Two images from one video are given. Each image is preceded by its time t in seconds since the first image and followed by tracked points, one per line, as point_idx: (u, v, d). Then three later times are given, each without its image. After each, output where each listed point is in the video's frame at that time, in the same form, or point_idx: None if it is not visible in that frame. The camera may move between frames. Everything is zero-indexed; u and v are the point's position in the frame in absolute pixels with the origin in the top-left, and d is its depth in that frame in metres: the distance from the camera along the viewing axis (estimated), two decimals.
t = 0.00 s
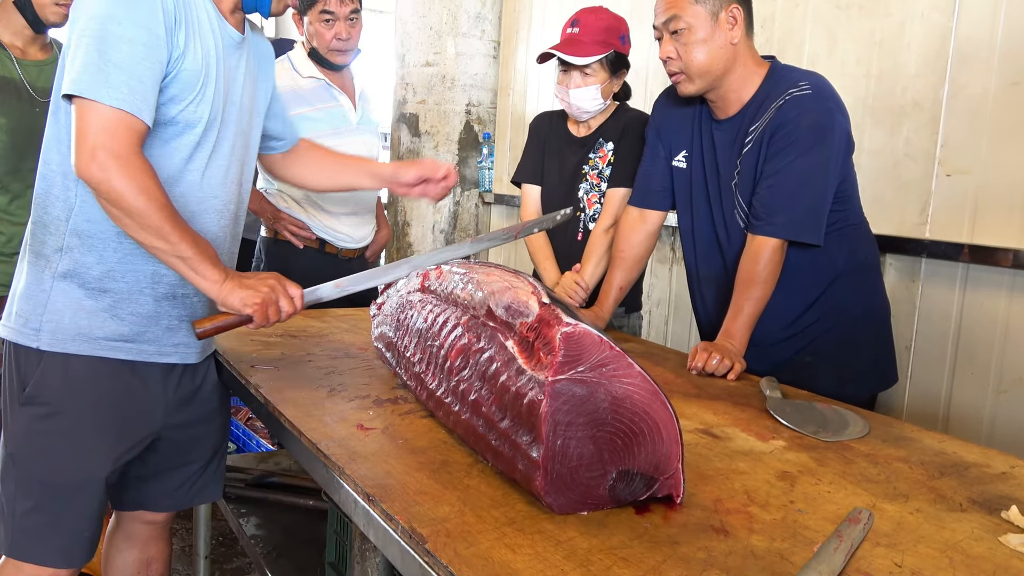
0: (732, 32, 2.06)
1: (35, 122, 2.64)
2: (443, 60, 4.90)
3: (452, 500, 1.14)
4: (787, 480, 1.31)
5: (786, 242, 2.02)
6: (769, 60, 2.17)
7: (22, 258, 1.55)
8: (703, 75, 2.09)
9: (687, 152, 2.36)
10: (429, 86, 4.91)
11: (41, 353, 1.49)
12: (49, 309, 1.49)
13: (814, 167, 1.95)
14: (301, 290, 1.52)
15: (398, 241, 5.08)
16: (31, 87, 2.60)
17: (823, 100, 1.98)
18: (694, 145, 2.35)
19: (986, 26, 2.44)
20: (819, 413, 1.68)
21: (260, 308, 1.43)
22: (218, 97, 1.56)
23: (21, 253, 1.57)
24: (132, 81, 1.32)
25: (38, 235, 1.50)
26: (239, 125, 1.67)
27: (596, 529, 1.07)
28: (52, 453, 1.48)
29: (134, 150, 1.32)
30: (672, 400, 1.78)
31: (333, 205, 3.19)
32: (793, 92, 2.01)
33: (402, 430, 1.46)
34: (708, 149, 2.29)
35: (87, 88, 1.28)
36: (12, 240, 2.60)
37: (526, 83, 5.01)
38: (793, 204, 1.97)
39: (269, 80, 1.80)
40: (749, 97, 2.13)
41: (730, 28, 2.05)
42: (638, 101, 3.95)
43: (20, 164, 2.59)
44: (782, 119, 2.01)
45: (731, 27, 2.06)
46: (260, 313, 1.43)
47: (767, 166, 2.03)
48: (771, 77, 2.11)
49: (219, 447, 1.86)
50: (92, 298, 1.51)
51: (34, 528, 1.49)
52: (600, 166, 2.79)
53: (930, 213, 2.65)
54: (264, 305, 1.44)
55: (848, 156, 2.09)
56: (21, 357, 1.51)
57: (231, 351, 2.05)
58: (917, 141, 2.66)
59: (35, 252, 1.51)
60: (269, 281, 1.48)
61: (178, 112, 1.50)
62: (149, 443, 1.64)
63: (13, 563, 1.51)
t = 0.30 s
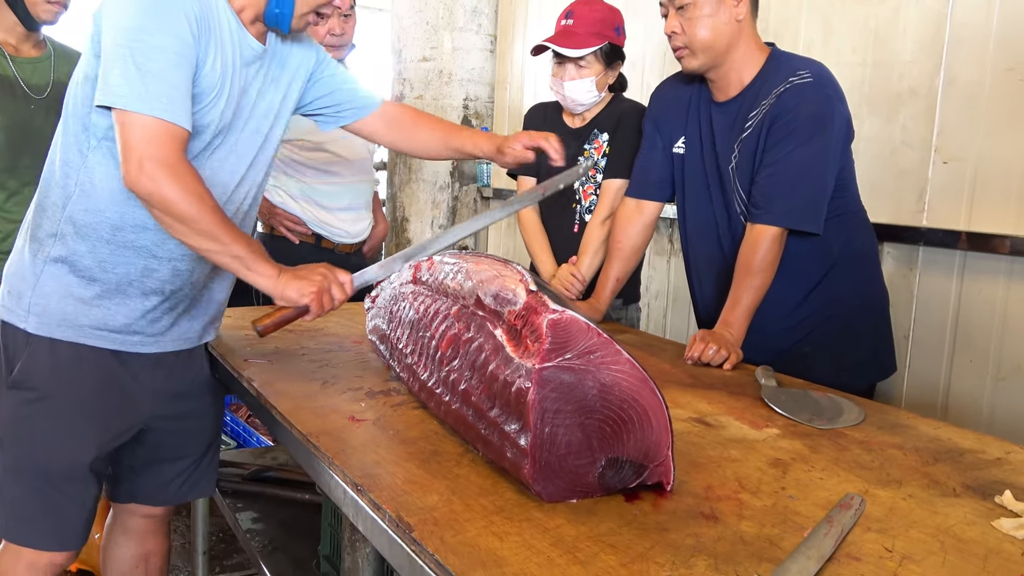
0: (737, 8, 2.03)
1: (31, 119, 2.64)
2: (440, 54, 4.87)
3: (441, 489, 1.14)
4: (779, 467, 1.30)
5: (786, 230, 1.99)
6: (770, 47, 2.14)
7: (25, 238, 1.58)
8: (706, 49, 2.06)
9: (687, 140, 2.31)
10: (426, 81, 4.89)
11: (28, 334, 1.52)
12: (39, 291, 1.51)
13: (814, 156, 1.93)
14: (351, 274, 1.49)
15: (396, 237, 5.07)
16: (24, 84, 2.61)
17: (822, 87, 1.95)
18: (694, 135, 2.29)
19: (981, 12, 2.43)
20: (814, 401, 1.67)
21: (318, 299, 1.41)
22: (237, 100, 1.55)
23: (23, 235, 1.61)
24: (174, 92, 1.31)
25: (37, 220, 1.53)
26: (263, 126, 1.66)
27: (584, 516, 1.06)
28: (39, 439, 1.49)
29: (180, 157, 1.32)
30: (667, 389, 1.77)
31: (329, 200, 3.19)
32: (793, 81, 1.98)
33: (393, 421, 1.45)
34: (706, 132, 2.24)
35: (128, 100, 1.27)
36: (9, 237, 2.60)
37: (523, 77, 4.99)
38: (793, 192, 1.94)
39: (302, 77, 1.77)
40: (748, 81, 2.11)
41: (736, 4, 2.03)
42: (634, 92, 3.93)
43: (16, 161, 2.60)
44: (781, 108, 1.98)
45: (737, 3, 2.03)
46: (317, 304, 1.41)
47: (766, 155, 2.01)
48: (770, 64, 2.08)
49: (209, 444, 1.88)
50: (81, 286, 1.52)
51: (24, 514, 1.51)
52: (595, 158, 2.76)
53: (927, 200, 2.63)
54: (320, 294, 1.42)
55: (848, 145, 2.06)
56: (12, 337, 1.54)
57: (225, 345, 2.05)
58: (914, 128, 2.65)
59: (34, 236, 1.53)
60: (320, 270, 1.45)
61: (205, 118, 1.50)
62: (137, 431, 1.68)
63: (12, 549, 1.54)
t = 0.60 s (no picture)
0: None
1: (27, 116, 2.67)
2: (438, 49, 4.86)
3: (432, 479, 1.13)
4: (773, 456, 1.30)
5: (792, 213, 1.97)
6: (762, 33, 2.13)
7: (29, 223, 1.59)
8: (700, 36, 2.05)
9: (681, 129, 2.30)
10: (424, 75, 4.88)
11: (24, 322, 1.54)
12: (36, 280, 1.53)
13: (815, 136, 1.91)
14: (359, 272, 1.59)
15: (396, 232, 5.06)
16: (20, 79, 2.63)
17: (817, 71, 1.94)
18: (688, 122, 2.28)
19: None
20: (810, 390, 1.66)
21: (327, 302, 1.48)
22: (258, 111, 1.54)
23: (26, 220, 1.62)
24: (195, 100, 1.30)
25: (43, 210, 1.54)
26: (282, 135, 1.65)
27: (576, 506, 1.06)
28: (36, 430, 1.49)
29: (195, 164, 1.31)
30: (662, 379, 1.75)
31: (326, 194, 3.18)
32: (787, 65, 1.98)
33: (386, 414, 1.44)
34: (701, 121, 2.24)
35: (149, 103, 1.26)
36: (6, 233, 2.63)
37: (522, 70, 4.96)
38: (793, 174, 1.92)
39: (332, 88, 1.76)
40: (744, 68, 2.09)
41: None
42: (632, 84, 3.91)
43: (14, 158, 2.65)
44: (776, 92, 1.97)
45: None
46: (327, 302, 1.47)
47: (766, 140, 1.99)
48: (762, 50, 2.07)
49: (209, 442, 1.88)
50: (78, 278, 1.53)
51: (17, 501, 1.50)
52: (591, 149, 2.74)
53: (925, 190, 2.61)
54: (330, 297, 1.49)
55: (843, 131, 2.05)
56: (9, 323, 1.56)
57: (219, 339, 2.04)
58: (911, 118, 2.63)
59: (38, 225, 1.54)
60: (331, 270, 1.54)
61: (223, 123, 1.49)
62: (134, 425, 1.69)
63: (9, 540, 1.54)
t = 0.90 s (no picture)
0: None
1: (25, 112, 2.91)
2: (436, 45, 4.82)
3: (427, 475, 1.13)
4: (769, 452, 1.29)
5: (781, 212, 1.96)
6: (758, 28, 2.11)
7: (45, 219, 1.59)
8: (694, 30, 2.04)
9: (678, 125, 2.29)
10: (422, 71, 4.83)
11: (42, 320, 1.54)
12: (55, 278, 1.53)
13: (804, 133, 1.90)
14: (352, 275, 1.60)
15: (394, 228, 5.02)
16: (19, 77, 2.89)
17: (808, 66, 1.93)
18: (684, 118, 2.27)
19: None
20: (808, 386, 1.65)
21: (320, 301, 1.46)
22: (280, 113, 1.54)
23: (44, 214, 1.61)
24: (208, 98, 1.29)
25: (62, 207, 1.53)
26: (300, 137, 1.65)
27: (571, 501, 1.05)
28: (49, 426, 1.51)
29: (201, 162, 1.31)
30: (659, 375, 1.75)
31: (325, 189, 3.17)
32: (776, 62, 1.96)
33: (382, 410, 1.44)
34: (696, 117, 2.23)
35: (165, 100, 1.25)
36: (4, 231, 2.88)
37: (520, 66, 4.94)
38: (784, 172, 1.92)
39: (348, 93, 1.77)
40: (738, 63, 2.08)
41: None
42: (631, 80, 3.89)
43: (12, 154, 2.89)
44: (767, 89, 1.96)
45: None
46: (319, 307, 1.45)
47: (756, 138, 1.99)
48: (757, 46, 2.05)
49: (208, 441, 1.89)
50: (97, 276, 1.53)
51: (29, 500, 1.52)
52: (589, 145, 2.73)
53: (923, 185, 2.61)
54: (323, 299, 1.47)
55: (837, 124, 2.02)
56: (23, 321, 1.56)
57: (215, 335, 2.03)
58: (909, 113, 2.63)
59: (57, 222, 1.54)
60: (324, 274, 1.51)
61: (245, 124, 1.48)
62: (145, 422, 1.71)
63: (15, 536, 1.55)
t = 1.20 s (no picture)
0: None
1: (23, 108, 2.92)
2: (434, 41, 4.81)
3: (425, 471, 1.13)
4: (768, 447, 1.29)
5: (779, 209, 1.95)
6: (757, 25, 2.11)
7: (57, 214, 1.59)
8: (692, 28, 2.03)
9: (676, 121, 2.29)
10: (420, 68, 4.78)
11: (56, 315, 1.53)
12: (69, 272, 1.52)
13: (803, 129, 1.90)
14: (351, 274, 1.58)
15: (392, 225, 5.00)
16: (17, 74, 2.89)
17: (806, 63, 1.92)
18: (682, 115, 2.27)
19: None
20: (807, 381, 1.65)
21: (319, 304, 1.47)
22: (291, 108, 1.53)
23: (56, 210, 1.60)
24: (216, 89, 1.29)
25: (76, 202, 1.53)
26: (310, 133, 1.64)
27: (570, 497, 1.05)
28: (60, 422, 1.50)
29: (207, 155, 1.30)
30: (658, 371, 1.75)
31: (321, 186, 3.16)
32: (776, 58, 1.96)
33: (381, 406, 1.43)
34: (694, 113, 2.22)
35: (173, 92, 1.25)
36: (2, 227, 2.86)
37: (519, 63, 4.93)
38: (782, 170, 1.91)
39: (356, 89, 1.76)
40: (737, 60, 2.08)
41: None
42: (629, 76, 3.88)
43: (10, 151, 2.90)
44: (765, 86, 1.95)
45: None
46: (318, 306, 1.45)
47: (753, 135, 1.98)
48: (755, 42, 2.05)
49: (208, 438, 1.88)
50: (111, 271, 1.53)
51: (36, 495, 1.51)
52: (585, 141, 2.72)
53: (922, 181, 2.61)
54: (322, 301, 1.47)
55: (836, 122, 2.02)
56: (33, 317, 1.55)
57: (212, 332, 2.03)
58: (908, 109, 2.62)
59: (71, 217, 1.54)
60: (322, 273, 1.51)
61: (255, 118, 1.47)
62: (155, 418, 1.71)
63: (23, 532, 1.54)
